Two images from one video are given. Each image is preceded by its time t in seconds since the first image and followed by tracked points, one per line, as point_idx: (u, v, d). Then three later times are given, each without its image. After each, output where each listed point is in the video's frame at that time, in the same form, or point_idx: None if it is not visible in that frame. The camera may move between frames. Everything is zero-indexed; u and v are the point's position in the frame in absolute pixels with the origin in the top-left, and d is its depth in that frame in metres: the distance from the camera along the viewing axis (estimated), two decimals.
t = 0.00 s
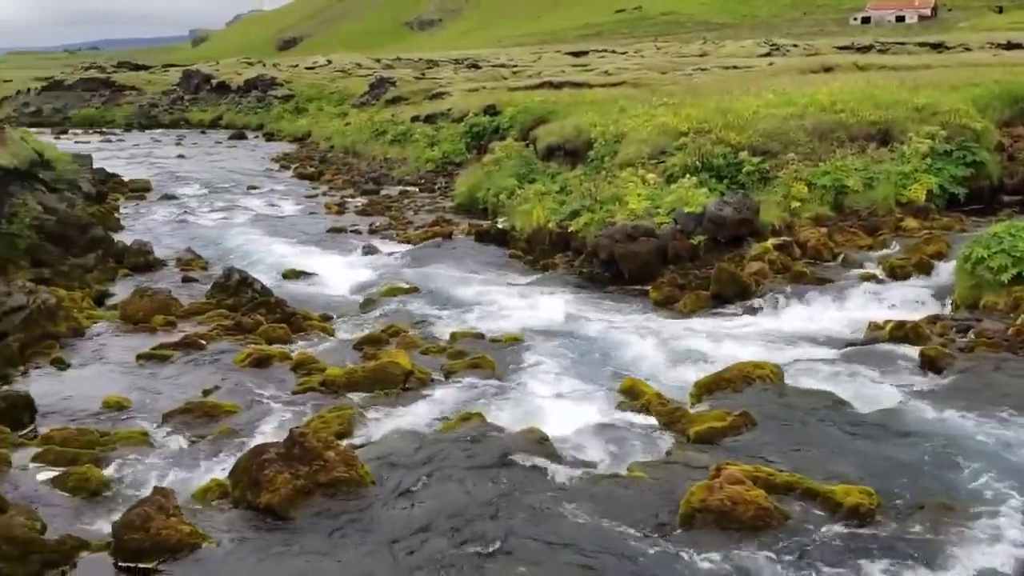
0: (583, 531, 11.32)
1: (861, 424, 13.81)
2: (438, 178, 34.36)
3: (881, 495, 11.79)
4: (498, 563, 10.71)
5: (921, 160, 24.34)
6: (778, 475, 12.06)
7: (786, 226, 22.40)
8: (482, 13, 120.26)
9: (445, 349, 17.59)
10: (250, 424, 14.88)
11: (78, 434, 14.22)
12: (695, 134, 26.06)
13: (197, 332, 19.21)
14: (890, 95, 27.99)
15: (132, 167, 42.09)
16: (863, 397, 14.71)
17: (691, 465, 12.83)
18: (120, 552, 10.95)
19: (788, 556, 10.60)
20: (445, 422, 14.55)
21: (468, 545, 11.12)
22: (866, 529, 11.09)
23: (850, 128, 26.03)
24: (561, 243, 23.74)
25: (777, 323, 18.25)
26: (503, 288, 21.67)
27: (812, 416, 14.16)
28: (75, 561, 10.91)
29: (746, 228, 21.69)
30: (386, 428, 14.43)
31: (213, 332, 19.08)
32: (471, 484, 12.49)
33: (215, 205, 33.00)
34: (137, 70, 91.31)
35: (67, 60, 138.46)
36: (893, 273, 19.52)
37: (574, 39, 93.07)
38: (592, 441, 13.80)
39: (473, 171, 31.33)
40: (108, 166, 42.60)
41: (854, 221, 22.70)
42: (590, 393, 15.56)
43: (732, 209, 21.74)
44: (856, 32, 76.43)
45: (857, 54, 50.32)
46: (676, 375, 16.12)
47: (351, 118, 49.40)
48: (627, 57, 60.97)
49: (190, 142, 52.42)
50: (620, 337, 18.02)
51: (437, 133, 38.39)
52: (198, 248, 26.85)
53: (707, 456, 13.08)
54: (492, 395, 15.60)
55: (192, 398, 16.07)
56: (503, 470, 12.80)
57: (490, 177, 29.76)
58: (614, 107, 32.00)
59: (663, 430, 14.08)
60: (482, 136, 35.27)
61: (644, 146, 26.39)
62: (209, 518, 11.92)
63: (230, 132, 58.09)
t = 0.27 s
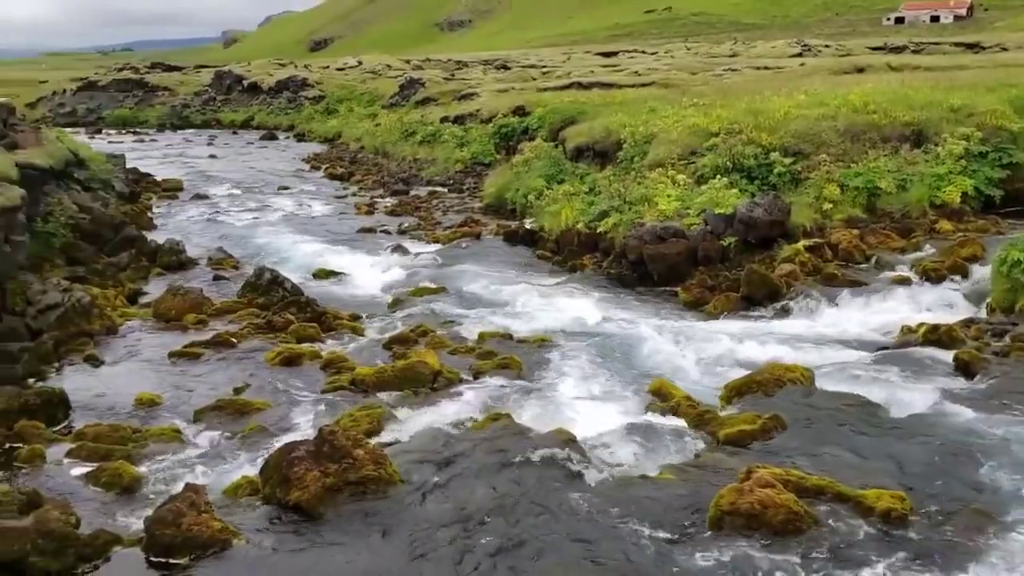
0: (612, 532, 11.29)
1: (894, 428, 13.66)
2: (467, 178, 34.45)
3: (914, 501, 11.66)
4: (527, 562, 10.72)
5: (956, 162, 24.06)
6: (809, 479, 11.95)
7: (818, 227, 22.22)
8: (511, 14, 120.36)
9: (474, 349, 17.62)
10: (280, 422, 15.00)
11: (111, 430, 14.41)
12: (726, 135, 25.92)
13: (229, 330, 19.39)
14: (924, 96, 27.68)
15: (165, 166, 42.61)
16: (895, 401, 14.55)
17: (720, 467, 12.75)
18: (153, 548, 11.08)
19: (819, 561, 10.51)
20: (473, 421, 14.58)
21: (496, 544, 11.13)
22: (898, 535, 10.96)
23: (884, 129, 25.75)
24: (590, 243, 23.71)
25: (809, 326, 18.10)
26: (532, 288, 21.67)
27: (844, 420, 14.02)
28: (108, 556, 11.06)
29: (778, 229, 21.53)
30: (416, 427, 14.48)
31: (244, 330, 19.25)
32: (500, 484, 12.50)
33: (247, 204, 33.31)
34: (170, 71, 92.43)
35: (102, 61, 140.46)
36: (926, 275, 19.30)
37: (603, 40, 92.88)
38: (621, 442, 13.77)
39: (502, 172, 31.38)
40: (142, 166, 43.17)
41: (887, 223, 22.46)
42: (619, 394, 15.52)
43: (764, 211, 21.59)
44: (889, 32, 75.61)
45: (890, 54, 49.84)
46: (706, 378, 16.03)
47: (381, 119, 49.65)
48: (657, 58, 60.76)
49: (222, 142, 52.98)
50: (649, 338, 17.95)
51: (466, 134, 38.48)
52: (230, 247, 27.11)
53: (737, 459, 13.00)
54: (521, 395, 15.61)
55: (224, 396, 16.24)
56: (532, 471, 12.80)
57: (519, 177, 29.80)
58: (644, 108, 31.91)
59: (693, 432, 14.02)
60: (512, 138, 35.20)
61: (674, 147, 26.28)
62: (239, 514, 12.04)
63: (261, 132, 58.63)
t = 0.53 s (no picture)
0: (628, 534, 11.26)
1: (914, 432, 13.55)
2: (484, 179, 34.47)
3: (934, 505, 11.56)
4: (543, 564, 10.72)
5: (978, 164, 23.86)
6: (827, 482, 11.89)
7: (837, 230, 22.09)
8: (529, 15, 120.34)
9: (491, 350, 17.63)
10: (298, 421, 15.05)
11: (130, 428, 14.50)
12: (745, 136, 25.83)
13: (248, 330, 19.50)
14: (945, 97, 27.47)
15: (184, 166, 42.87)
16: (915, 405, 14.43)
17: (738, 470, 12.69)
18: (170, 545, 11.14)
19: (837, 565, 10.45)
20: (490, 422, 14.58)
21: (513, 544, 11.14)
22: (916, 539, 10.88)
23: (904, 131, 25.57)
24: (607, 244, 23.68)
25: (827, 329, 18.00)
26: (549, 289, 21.65)
27: (863, 423, 13.93)
28: (128, 552, 11.13)
29: (797, 231, 21.43)
30: (433, 427, 14.52)
31: (263, 330, 19.35)
32: (517, 484, 12.51)
33: (265, 204, 33.48)
34: (190, 71, 93.04)
35: (122, 61, 141.66)
36: (947, 278, 19.14)
37: (621, 41, 92.70)
38: (638, 444, 13.73)
39: (520, 173, 31.39)
40: (162, 165, 43.45)
41: (907, 226, 22.30)
42: (637, 396, 15.48)
43: (783, 212, 21.48)
44: (910, 33, 75.08)
45: (911, 56, 49.47)
46: (724, 380, 15.96)
47: (399, 119, 49.75)
48: (675, 59, 60.58)
49: (241, 142, 53.26)
50: (666, 340, 17.91)
51: (483, 135, 38.50)
52: (248, 247, 27.24)
53: (755, 462, 12.94)
54: (539, 396, 15.60)
55: (242, 394, 16.32)
56: (549, 471, 12.80)
57: (537, 178, 29.79)
58: (662, 108, 31.83)
59: (710, 434, 13.96)
60: (528, 137, 35.23)
61: (692, 148, 26.20)
62: (257, 512, 12.09)
63: (280, 132, 58.88)
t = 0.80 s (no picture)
0: (639, 535, 11.25)
1: (926, 435, 13.48)
2: (495, 180, 34.47)
3: (946, 509, 11.50)
4: (553, 564, 10.71)
5: (991, 166, 23.74)
6: (838, 485, 11.85)
7: (850, 232, 22.01)
8: (540, 15, 120.33)
9: (501, 350, 17.63)
10: (308, 421, 15.07)
11: (142, 426, 14.55)
12: (757, 138, 25.76)
13: (259, 329, 19.55)
14: (959, 99, 27.33)
15: (196, 166, 43.02)
16: (927, 409, 14.36)
17: (749, 473, 12.65)
18: (182, 543, 11.19)
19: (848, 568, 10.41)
20: (501, 423, 14.58)
21: (523, 545, 11.15)
22: (928, 543, 10.83)
23: (917, 133, 25.46)
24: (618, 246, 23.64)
25: (839, 331, 17.92)
26: (559, 290, 21.63)
27: (875, 426, 13.87)
28: (139, 550, 11.18)
29: (809, 233, 21.35)
30: (443, 428, 14.52)
31: (274, 329, 19.40)
32: (527, 485, 12.51)
33: (277, 204, 33.58)
34: (202, 71, 93.42)
35: (135, 61, 142.31)
36: (960, 281, 19.04)
37: (633, 41, 92.59)
38: (649, 446, 13.70)
39: (531, 173, 31.38)
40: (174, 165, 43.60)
41: (920, 228, 22.19)
42: (647, 398, 15.46)
43: (795, 214, 21.41)
44: (923, 35, 74.81)
45: (924, 57, 49.25)
46: (735, 382, 15.92)
47: (410, 120, 49.79)
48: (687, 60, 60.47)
49: (252, 142, 53.40)
50: (677, 342, 17.87)
51: (494, 135, 38.50)
52: (260, 247, 27.32)
53: (766, 465, 12.90)
54: (549, 397, 15.59)
55: (253, 394, 16.35)
56: (559, 473, 12.79)
57: (548, 179, 29.78)
58: (673, 109, 31.78)
59: (721, 437, 13.92)
60: (539, 138, 35.23)
61: (703, 149, 26.15)
62: (268, 512, 12.12)
63: (291, 133, 59.05)
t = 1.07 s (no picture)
0: (636, 536, 11.24)
1: (924, 436, 13.49)
2: (493, 180, 34.46)
3: (943, 510, 11.51)
4: (551, 565, 10.71)
5: (989, 167, 23.78)
6: (836, 486, 11.85)
7: (847, 233, 22.03)
8: (538, 16, 120.35)
9: (499, 350, 17.62)
10: (306, 421, 15.07)
11: (139, 426, 14.53)
12: (755, 138, 25.78)
13: (256, 329, 19.52)
14: (956, 101, 27.37)
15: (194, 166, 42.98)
16: (925, 410, 14.37)
17: (746, 474, 12.66)
18: (179, 543, 11.17)
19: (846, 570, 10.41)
20: (499, 423, 14.57)
21: (521, 545, 11.14)
22: (926, 544, 10.84)
23: (915, 134, 25.49)
24: (616, 246, 23.63)
25: (836, 332, 17.93)
26: (557, 291, 21.63)
27: (873, 427, 13.87)
28: (136, 550, 11.15)
29: (806, 234, 21.37)
30: (441, 428, 14.50)
31: (272, 329, 19.38)
32: (524, 486, 12.50)
33: (274, 204, 33.55)
34: (200, 71, 93.36)
35: (132, 61, 142.14)
36: (957, 282, 19.06)
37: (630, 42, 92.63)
38: (647, 447, 13.70)
39: (529, 174, 31.38)
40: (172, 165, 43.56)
41: (918, 229, 22.21)
42: (644, 398, 15.46)
43: (792, 215, 21.43)
44: (920, 36, 74.94)
45: (921, 58, 49.30)
46: (732, 383, 15.92)
47: (408, 120, 49.78)
48: (685, 61, 60.50)
49: (250, 142, 53.37)
50: (675, 343, 17.88)
51: (492, 136, 38.49)
52: (258, 247, 27.29)
53: (763, 465, 12.91)
54: (547, 397, 15.59)
55: (250, 394, 16.34)
56: (557, 474, 12.78)
57: (546, 180, 29.78)
58: (671, 110, 31.77)
59: (719, 438, 13.92)
60: (537, 138, 35.23)
61: (701, 150, 26.16)
62: (265, 512, 12.11)
63: (289, 133, 59.02)
